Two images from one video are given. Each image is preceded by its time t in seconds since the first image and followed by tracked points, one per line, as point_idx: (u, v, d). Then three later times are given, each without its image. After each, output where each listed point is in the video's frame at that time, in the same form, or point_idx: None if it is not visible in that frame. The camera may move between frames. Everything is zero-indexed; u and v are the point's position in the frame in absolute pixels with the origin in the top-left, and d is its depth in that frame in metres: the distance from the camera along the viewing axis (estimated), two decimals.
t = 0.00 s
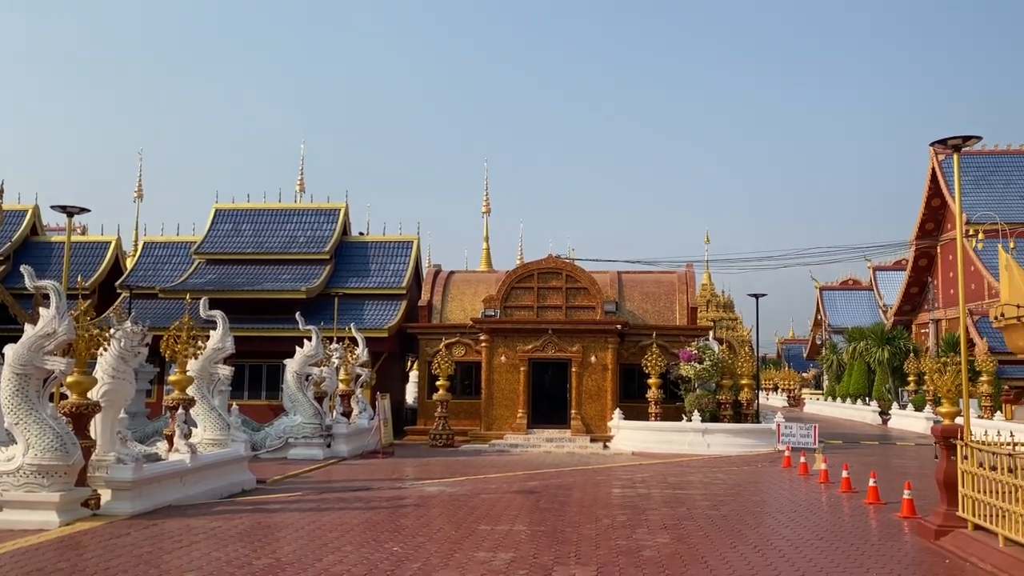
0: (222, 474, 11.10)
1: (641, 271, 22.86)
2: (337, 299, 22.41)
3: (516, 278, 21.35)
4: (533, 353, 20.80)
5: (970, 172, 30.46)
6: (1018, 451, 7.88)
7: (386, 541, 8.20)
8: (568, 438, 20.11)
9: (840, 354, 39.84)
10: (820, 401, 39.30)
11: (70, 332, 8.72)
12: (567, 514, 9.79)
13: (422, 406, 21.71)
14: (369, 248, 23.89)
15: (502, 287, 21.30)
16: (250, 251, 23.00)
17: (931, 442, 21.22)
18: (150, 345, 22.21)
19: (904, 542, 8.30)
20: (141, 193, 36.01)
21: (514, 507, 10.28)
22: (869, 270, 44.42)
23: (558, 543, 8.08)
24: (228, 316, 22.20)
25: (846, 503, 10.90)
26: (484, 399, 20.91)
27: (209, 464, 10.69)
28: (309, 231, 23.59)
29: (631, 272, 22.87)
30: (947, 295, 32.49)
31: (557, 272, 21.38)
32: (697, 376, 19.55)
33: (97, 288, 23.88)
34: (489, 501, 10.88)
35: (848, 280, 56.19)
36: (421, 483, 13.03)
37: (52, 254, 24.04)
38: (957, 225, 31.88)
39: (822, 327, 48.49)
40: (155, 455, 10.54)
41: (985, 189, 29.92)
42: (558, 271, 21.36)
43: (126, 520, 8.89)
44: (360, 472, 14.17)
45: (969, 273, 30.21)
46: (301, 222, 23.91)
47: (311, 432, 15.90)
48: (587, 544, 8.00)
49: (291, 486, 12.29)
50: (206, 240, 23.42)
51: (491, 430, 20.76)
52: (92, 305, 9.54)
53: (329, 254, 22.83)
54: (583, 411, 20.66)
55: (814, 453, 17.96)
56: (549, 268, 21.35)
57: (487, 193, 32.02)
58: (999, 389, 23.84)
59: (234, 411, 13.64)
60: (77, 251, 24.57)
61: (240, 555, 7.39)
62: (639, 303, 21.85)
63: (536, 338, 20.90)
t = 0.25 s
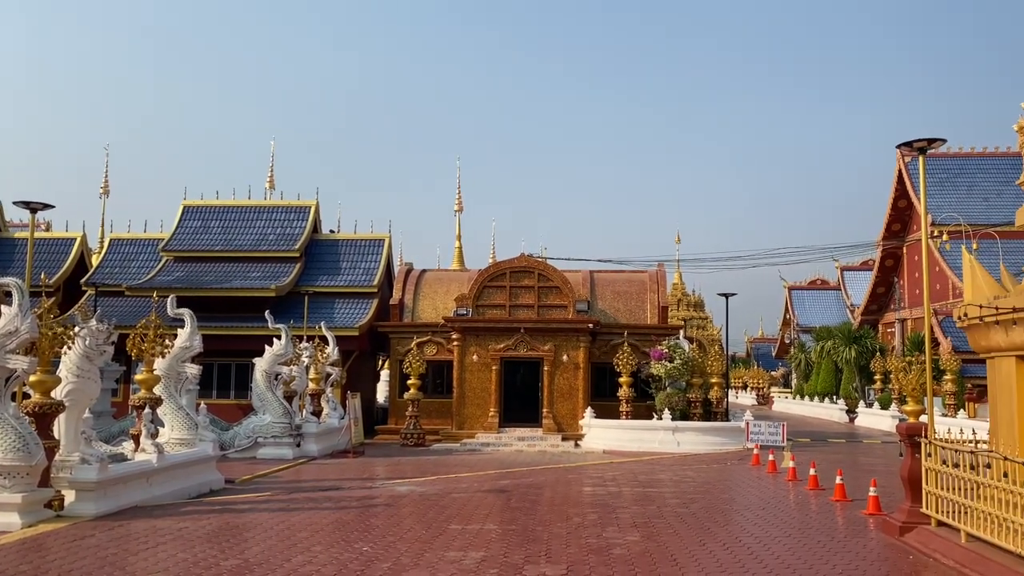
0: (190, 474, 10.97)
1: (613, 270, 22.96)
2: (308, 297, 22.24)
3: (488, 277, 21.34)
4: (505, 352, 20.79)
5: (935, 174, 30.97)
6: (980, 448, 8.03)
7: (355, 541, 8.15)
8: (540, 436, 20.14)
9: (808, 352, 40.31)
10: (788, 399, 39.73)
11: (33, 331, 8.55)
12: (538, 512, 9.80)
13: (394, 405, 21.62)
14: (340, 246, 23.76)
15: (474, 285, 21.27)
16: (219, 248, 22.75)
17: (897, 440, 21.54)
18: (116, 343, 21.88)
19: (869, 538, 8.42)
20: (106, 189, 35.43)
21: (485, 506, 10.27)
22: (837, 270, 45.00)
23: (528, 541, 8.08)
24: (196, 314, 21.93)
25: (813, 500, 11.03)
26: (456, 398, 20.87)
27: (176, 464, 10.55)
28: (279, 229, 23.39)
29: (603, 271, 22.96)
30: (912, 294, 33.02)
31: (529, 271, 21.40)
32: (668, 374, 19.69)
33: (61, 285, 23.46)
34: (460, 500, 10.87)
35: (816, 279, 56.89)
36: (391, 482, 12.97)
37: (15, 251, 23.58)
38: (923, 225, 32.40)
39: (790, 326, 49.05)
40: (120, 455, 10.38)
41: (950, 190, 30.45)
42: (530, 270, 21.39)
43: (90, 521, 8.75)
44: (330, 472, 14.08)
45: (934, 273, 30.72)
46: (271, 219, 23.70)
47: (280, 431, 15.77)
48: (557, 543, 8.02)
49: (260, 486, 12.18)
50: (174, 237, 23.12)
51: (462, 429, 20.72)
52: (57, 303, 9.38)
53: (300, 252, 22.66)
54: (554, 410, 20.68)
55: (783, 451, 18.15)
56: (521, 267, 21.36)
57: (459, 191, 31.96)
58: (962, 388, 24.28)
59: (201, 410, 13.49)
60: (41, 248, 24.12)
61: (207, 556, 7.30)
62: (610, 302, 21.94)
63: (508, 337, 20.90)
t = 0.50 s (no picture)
0: (158, 474, 10.83)
1: (586, 269, 23.04)
2: (279, 295, 22.06)
3: (461, 276, 21.31)
4: (478, 351, 20.77)
5: (902, 175, 31.44)
6: (945, 445, 8.16)
7: (327, 541, 8.10)
8: (512, 435, 20.16)
9: (778, 351, 40.77)
10: (758, 397, 40.12)
11: None
12: (510, 511, 9.81)
13: (366, 404, 21.51)
14: (311, 244, 23.60)
15: (447, 284, 21.22)
16: (189, 246, 22.49)
17: (864, 438, 21.86)
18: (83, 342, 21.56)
19: (837, 535, 8.53)
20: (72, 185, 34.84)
21: (457, 505, 10.25)
22: (806, 269, 45.52)
23: (501, 540, 8.09)
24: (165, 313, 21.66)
25: (782, 498, 11.15)
26: (428, 397, 20.81)
27: (144, 464, 10.42)
28: (250, 226, 23.18)
29: (576, 270, 23.04)
30: (880, 294, 33.50)
31: (502, 270, 21.41)
32: (640, 373, 19.80)
33: (26, 283, 23.05)
34: (432, 499, 10.85)
35: (786, 279, 57.51)
36: (363, 481, 12.92)
37: None
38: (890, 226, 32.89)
39: (761, 325, 49.53)
40: (86, 456, 10.22)
41: (916, 192, 30.92)
42: (503, 269, 21.39)
43: (56, 523, 8.60)
44: (301, 471, 13.98)
45: (901, 273, 31.18)
46: (242, 217, 23.48)
47: (250, 430, 15.64)
48: (530, 541, 8.04)
49: (230, 486, 12.06)
50: (142, 234, 22.82)
51: (435, 428, 20.68)
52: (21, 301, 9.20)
53: (271, 250, 22.46)
54: (527, 408, 20.71)
55: (753, 449, 18.32)
56: (494, 266, 21.35)
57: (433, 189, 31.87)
58: (928, 386, 24.66)
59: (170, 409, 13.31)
60: (5, 245, 23.67)
61: (175, 557, 7.22)
62: (583, 300, 22.00)
63: (481, 335, 20.88)
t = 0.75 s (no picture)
0: (127, 475, 10.69)
1: (560, 268, 23.09)
2: (250, 294, 21.87)
3: (435, 275, 21.26)
4: (452, 350, 20.72)
5: (872, 177, 31.87)
6: (912, 443, 8.28)
7: (299, 541, 8.05)
8: (486, 434, 20.15)
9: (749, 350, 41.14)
10: (730, 396, 40.45)
11: None
12: (483, 510, 9.81)
13: (338, 403, 21.39)
14: (284, 242, 23.42)
15: (421, 283, 21.17)
16: (159, 244, 22.21)
17: (833, 436, 22.14)
18: (49, 341, 21.21)
19: (807, 532, 8.63)
20: (38, 181, 34.23)
21: (430, 505, 10.22)
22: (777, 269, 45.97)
23: (474, 540, 8.08)
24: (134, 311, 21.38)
25: (753, 495, 11.26)
26: (402, 396, 20.74)
27: (113, 464, 10.28)
28: (221, 224, 22.95)
29: (550, 269, 23.08)
30: (849, 294, 33.93)
31: (476, 269, 21.38)
32: (613, 372, 19.87)
33: None
34: (405, 499, 10.82)
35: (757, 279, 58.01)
36: (336, 481, 12.84)
37: None
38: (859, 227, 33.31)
39: (732, 324, 49.94)
40: (53, 456, 10.07)
41: (885, 193, 31.36)
42: (478, 268, 21.36)
43: (21, 525, 8.46)
44: (272, 471, 13.86)
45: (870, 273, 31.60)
46: (213, 214, 23.24)
47: (221, 430, 15.49)
48: (503, 540, 8.04)
49: (201, 486, 11.94)
50: (111, 232, 22.49)
51: (408, 428, 20.62)
52: None
53: (243, 248, 22.26)
54: (501, 408, 20.71)
55: (725, 447, 18.47)
56: (469, 265, 21.31)
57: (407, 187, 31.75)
58: (896, 384, 25.01)
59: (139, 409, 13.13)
60: None
61: (144, 559, 7.13)
62: (557, 299, 22.04)
63: (454, 335, 20.84)
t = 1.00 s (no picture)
0: (96, 476, 10.54)
1: (535, 268, 23.12)
2: (223, 292, 21.66)
3: (410, 273, 21.20)
4: (427, 349, 20.68)
5: (843, 178, 32.25)
6: (881, 440, 8.39)
7: (271, 541, 7.98)
8: (461, 433, 20.14)
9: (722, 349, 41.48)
10: (703, 394, 40.74)
11: None
12: (458, 509, 9.79)
13: (311, 403, 21.26)
14: (257, 240, 23.23)
15: (396, 282, 21.10)
16: (129, 241, 21.93)
17: (805, 434, 22.39)
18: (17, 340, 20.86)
19: (779, 529, 8.72)
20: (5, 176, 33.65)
21: (405, 504, 10.19)
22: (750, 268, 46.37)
23: (448, 539, 8.06)
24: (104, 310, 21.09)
25: (726, 493, 11.35)
26: (376, 395, 20.66)
27: (82, 465, 10.14)
28: (193, 222, 22.71)
29: (526, 269, 23.11)
30: (821, 294, 34.33)
31: (452, 268, 21.34)
32: (588, 371, 19.93)
33: None
34: (379, 498, 10.77)
35: (731, 278, 58.46)
36: (309, 481, 12.76)
37: None
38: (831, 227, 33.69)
39: (706, 323, 50.32)
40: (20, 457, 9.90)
41: (856, 194, 31.75)
42: (453, 267, 21.32)
43: None
44: (245, 471, 13.74)
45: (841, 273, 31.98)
46: (185, 212, 22.99)
47: (193, 430, 15.34)
48: (477, 539, 8.03)
49: (172, 487, 11.81)
50: (80, 229, 22.16)
51: (383, 427, 20.54)
52: None
53: (215, 246, 22.04)
54: (476, 407, 20.70)
55: (698, 445, 18.61)
56: (444, 264, 21.27)
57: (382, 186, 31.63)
58: (867, 383, 25.34)
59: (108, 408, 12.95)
60: None
61: (113, 560, 7.04)
62: (533, 298, 22.07)
63: (429, 334, 20.79)
